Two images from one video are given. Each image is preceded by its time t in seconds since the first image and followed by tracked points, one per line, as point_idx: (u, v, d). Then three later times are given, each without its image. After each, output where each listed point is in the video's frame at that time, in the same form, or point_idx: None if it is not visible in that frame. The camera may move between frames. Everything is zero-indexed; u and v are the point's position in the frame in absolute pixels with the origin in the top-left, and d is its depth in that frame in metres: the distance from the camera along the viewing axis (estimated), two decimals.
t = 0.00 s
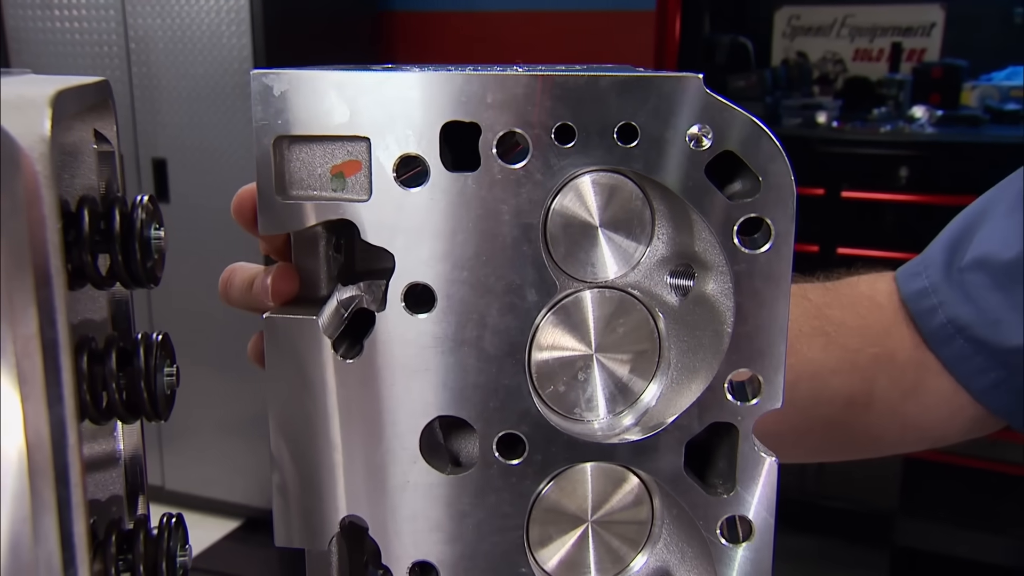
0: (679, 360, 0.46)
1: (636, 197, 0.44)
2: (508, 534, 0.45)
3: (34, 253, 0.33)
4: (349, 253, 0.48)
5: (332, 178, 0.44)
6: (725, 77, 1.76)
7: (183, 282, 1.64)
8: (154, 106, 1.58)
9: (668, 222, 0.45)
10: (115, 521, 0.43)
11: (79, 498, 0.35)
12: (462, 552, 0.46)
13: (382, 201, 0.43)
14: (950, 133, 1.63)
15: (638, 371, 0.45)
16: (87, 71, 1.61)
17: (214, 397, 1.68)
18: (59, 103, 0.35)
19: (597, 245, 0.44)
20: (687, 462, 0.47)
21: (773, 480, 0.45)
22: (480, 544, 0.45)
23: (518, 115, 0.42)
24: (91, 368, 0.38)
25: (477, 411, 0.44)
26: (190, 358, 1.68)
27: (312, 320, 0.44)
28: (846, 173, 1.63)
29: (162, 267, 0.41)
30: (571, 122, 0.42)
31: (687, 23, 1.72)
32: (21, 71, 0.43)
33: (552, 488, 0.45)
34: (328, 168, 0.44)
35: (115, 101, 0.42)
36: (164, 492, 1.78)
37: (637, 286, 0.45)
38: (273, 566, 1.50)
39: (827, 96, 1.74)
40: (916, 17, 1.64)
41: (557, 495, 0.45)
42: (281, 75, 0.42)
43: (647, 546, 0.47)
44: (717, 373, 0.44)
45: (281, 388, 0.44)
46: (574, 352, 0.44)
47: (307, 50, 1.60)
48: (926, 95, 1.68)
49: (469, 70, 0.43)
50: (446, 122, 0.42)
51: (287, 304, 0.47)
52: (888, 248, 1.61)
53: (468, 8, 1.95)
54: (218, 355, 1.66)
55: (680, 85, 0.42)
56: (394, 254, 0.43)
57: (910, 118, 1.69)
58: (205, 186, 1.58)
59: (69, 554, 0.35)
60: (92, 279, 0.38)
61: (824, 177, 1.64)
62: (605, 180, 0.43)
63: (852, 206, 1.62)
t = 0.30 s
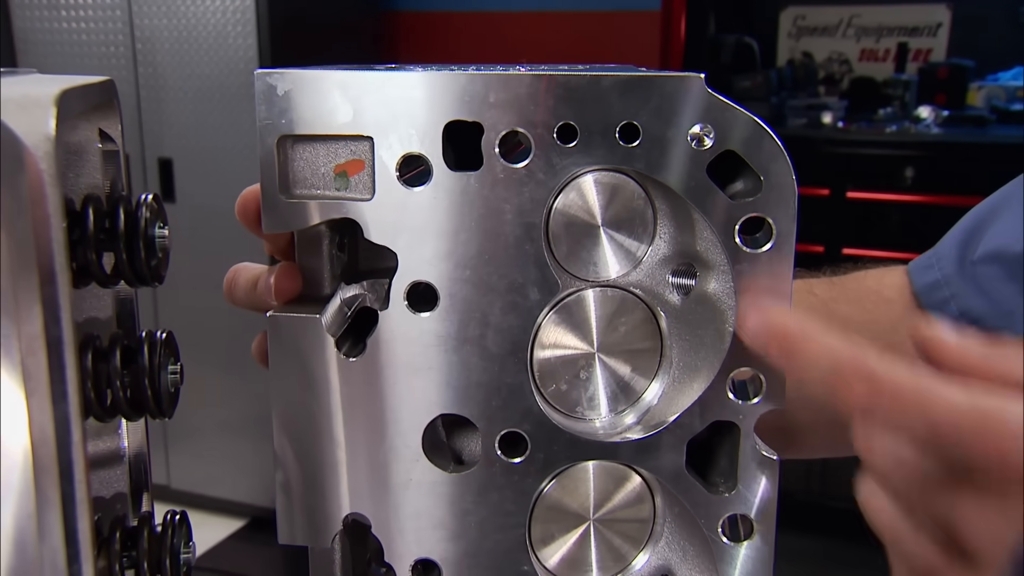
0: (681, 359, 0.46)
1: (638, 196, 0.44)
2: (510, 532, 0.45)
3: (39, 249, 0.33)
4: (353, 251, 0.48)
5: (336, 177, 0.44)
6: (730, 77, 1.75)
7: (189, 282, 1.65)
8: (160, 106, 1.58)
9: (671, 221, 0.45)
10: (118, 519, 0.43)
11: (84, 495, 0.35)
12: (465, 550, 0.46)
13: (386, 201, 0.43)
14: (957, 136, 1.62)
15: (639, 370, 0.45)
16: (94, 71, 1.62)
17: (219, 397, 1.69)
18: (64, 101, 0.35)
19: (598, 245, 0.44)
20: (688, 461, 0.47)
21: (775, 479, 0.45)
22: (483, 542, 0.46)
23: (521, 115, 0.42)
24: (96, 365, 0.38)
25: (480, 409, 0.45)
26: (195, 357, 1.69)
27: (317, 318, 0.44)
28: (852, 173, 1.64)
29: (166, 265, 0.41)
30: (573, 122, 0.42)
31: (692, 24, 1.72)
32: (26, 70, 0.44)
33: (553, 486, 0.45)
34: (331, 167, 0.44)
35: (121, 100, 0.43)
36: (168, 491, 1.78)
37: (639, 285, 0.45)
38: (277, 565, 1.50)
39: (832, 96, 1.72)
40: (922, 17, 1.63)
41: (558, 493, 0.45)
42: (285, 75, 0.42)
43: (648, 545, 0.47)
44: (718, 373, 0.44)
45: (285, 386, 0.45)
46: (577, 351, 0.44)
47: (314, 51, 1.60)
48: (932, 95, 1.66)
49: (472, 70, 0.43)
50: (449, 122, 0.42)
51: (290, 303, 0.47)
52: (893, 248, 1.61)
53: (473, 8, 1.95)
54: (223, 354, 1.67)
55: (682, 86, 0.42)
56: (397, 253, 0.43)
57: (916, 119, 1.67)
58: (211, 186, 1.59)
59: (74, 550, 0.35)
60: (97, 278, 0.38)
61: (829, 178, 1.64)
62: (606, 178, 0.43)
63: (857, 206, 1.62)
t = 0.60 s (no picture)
0: (688, 355, 0.45)
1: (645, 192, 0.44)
2: (517, 527, 0.45)
3: (47, 243, 0.33)
4: (360, 247, 0.48)
5: (342, 173, 0.44)
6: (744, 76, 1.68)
7: (202, 280, 1.66)
8: (174, 104, 1.59)
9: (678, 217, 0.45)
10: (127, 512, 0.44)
11: (90, 488, 0.35)
12: (472, 545, 0.46)
13: (392, 195, 0.43)
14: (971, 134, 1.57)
15: (647, 366, 0.45)
16: (108, 69, 1.63)
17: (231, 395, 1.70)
18: (72, 97, 0.35)
19: (605, 240, 0.44)
20: (694, 458, 0.47)
21: (781, 475, 0.44)
22: (490, 537, 0.46)
23: (526, 110, 0.42)
24: (105, 360, 0.38)
25: (487, 405, 0.45)
26: (207, 355, 1.70)
27: (324, 313, 0.44)
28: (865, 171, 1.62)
29: (175, 261, 0.41)
30: (579, 117, 0.42)
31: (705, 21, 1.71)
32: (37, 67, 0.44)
33: (559, 481, 0.45)
34: (339, 163, 0.44)
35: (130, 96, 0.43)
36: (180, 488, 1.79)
37: (646, 281, 0.45)
38: (289, 562, 1.51)
39: (846, 93, 1.66)
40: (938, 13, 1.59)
41: (565, 488, 0.45)
42: (292, 71, 0.42)
43: (655, 541, 0.47)
44: (724, 368, 0.44)
45: (292, 382, 0.45)
46: (583, 346, 0.44)
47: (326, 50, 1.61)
48: (947, 93, 1.61)
49: (478, 66, 0.43)
50: (455, 117, 0.42)
51: (297, 298, 0.47)
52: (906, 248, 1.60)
53: (485, 6, 1.96)
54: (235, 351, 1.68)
55: (689, 80, 0.41)
56: (404, 248, 0.43)
57: (931, 116, 1.62)
58: (224, 184, 1.59)
59: (80, 543, 0.35)
60: (105, 273, 0.38)
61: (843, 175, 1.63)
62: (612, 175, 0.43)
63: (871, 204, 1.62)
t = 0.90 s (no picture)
0: (694, 353, 0.45)
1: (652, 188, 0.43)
2: (522, 524, 0.45)
3: (52, 235, 0.33)
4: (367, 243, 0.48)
5: (350, 168, 0.44)
6: (758, 73, 1.68)
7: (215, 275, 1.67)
8: (189, 100, 1.60)
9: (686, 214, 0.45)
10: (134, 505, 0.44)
11: (95, 480, 0.35)
12: (477, 541, 0.46)
13: (400, 191, 0.43)
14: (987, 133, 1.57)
15: (653, 363, 0.45)
16: (124, 65, 1.64)
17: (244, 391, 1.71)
18: (78, 91, 0.35)
19: (612, 237, 0.43)
20: (700, 456, 0.47)
21: (788, 473, 0.44)
22: (494, 534, 0.46)
23: (533, 106, 0.42)
24: (112, 354, 0.39)
25: (492, 401, 0.44)
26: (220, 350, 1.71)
27: (330, 309, 0.44)
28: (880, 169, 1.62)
29: (181, 255, 0.41)
30: (586, 113, 0.41)
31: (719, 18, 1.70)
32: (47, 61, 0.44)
33: (565, 478, 0.45)
34: (345, 158, 0.44)
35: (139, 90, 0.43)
36: (194, 481, 1.81)
37: (653, 279, 0.44)
38: (301, 557, 1.51)
39: (862, 91, 1.64)
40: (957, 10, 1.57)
41: (570, 485, 0.45)
42: (300, 66, 0.42)
43: (660, 538, 0.46)
44: (731, 366, 0.44)
45: (299, 377, 0.45)
46: (589, 343, 0.44)
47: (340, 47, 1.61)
48: (965, 91, 1.59)
49: (485, 62, 0.43)
50: (462, 113, 0.42)
51: (304, 293, 0.47)
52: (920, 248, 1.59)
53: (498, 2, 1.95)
54: (247, 347, 1.68)
55: (698, 77, 0.41)
56: (410, 244, 0.43)
57: (948, 115, 1.61)
58: (238, 180, 1.60)
59: (85, 535, 0.35)
60: (112, 267, 0.38)
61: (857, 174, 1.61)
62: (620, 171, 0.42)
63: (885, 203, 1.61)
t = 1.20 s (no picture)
0: (697, 353, 0.45)
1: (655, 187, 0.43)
2: (525, 524, 0.45)
3: (52, 236, 0.33)
4: (370, 243, 0.48)
5: (351, 168, 0.44)
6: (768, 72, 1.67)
7: (226, 275, 1.68)
8: (199, 100, 1.61)
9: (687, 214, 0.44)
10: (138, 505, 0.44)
11: (96, 480, 0.35)
12: (479, 540, 0.46)
13: (401, 190, 0.43)
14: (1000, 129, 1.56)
15: (655, 363, 0.45)
16: (135, 66, 1.65)
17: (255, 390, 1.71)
18: (78, 93, 0.35)
19: (613, 237, 0.43)
20: (704, 457, 0.47)
21: (791, 474, 0.44)
22: (497, 533, 0.45)
23: (533, 105, 0.41)
24: (114, 354, 0.39)
25: (494, 401, 0.44)
26: (232, 350, 1.72)
27: (332, 309, 0.44)
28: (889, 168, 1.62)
29: (183, 256, 0.41)
30: (587, 112, 0.41)
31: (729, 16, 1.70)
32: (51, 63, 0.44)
33: (568, 478, 0.45)
34: (347, 159, 0.44)
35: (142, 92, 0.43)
36: (205, 481, 1.82)
37: (655, 278, 0.44)
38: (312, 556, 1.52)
39: (873, 90, 1.64)
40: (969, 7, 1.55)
41: (573, 485, 0.45)
42: (301, 66, 0.42)
43: (663, 539, 0.46)
44: (733, 365, 0.43)
45: (303, 377, 0.45)
46: (591, 343, 0.44)
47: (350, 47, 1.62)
48: (978, 88, 1.59)
49: (487, 62, 0.43)
50: (463, 113, 0.42)
51: (306, 294, 0.47)
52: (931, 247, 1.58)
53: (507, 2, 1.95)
54: (258, 347, 1.69)
55: (699, 76, 0.41)
56: (412, 244, 0.43)
57: (960, 112, 1.60)
58: (248, 180, 1.61)
59: (87, 534, 0.35)
60: (114, 267, 0.39)
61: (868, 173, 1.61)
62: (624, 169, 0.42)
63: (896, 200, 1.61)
